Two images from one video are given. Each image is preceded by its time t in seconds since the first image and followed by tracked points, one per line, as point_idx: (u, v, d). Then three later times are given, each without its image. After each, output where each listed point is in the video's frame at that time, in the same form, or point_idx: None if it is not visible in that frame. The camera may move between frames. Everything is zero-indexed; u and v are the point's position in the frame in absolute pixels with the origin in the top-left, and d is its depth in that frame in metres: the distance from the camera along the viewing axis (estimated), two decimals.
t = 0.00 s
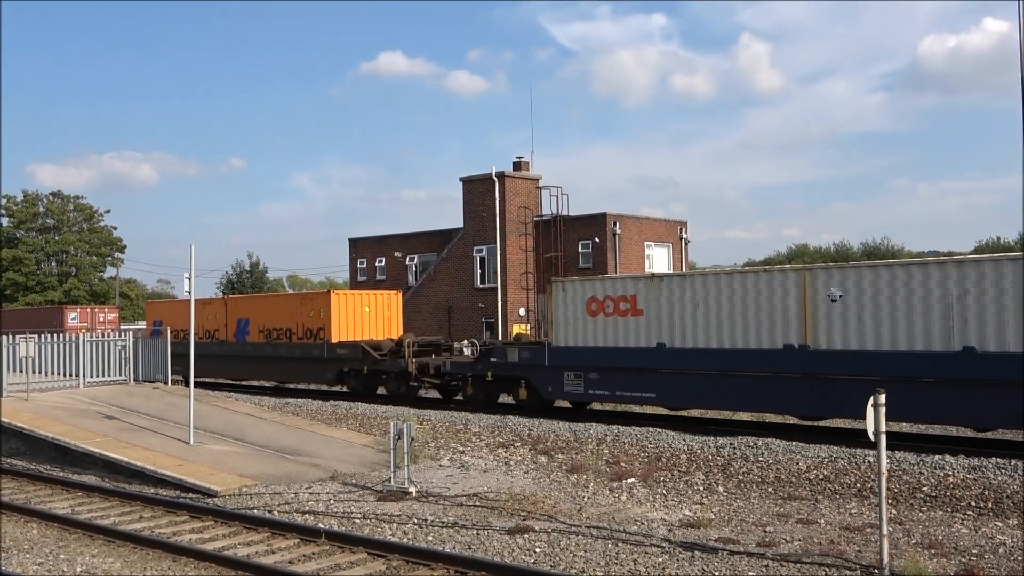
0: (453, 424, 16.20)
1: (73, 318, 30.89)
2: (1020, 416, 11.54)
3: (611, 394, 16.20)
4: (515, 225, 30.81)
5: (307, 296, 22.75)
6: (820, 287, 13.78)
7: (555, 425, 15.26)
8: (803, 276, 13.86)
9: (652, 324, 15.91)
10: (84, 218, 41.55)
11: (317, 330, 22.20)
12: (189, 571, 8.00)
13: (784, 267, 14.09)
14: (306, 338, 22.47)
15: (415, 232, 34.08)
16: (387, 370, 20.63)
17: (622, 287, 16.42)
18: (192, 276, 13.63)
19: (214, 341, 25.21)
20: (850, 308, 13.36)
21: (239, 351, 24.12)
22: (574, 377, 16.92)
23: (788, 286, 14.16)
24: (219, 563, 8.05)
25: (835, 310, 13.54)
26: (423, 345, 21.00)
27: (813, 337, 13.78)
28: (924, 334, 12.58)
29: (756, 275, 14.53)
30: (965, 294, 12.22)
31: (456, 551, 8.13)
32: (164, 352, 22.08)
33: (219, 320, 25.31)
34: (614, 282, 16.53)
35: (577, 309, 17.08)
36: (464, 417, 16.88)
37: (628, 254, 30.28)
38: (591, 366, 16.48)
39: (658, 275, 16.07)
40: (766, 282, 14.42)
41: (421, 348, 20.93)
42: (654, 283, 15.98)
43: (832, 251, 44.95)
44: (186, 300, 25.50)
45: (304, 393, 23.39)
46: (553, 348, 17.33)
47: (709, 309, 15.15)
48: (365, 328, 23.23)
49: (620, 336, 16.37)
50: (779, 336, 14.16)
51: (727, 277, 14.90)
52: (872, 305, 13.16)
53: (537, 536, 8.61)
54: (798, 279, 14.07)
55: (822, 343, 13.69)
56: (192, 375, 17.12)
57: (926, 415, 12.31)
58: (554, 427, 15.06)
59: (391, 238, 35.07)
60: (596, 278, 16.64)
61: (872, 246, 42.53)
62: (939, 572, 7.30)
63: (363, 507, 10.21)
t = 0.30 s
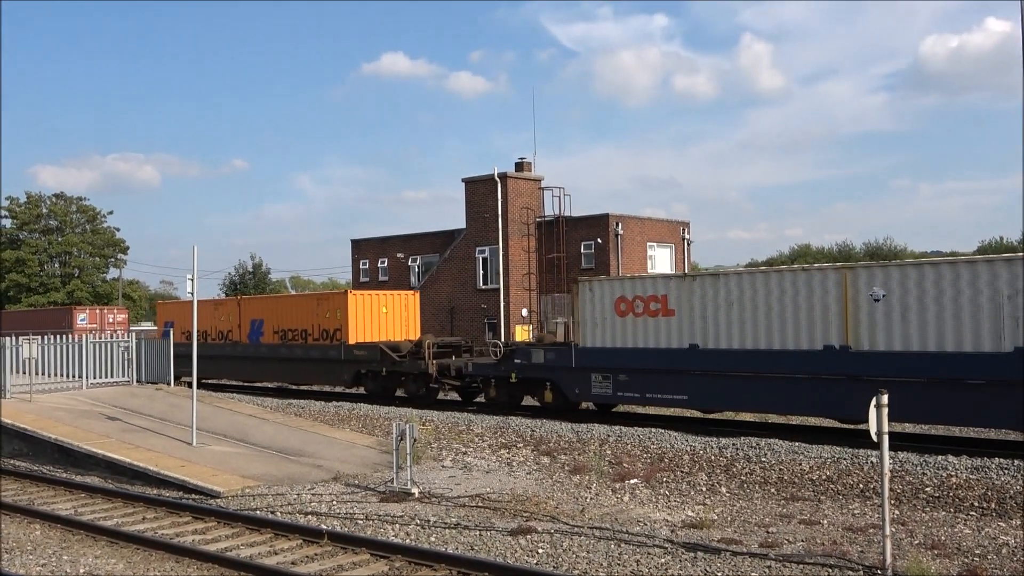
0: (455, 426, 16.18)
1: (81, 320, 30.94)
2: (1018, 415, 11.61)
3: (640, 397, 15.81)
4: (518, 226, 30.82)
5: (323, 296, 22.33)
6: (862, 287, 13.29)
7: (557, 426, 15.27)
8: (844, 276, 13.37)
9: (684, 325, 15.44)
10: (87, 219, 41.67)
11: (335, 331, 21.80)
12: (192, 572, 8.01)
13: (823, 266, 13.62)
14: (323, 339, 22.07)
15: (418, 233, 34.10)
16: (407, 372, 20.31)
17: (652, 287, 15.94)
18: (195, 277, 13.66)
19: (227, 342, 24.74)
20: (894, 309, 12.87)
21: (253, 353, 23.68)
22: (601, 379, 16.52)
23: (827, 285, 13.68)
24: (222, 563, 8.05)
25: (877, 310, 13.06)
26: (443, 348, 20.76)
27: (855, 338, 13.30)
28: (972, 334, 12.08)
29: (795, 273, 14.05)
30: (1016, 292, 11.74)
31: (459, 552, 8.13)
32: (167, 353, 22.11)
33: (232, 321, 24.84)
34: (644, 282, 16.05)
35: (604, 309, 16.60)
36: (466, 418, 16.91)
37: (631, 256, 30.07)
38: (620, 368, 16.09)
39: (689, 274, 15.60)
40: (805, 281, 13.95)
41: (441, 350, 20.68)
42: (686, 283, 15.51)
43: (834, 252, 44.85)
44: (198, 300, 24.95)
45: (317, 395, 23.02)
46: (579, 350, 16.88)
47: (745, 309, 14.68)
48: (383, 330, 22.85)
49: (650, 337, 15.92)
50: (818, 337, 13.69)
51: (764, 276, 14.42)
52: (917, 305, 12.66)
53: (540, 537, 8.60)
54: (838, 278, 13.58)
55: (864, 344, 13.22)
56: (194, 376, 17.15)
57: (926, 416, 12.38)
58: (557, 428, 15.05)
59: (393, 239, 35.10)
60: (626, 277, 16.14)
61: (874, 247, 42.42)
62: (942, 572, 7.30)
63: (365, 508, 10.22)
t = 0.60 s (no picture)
0: (457, 426, 16.17)
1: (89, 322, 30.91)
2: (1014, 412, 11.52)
3: (667, 399, 15.39)
4: (520, 226, 30.85)
5: (337, 296, 22.03)
6: (901, 286, 12.85)
7: (559, 426, 15.26)
8: (883, 274, 12.92)
9: (715, 325, 15.01)
10: (90, 219, 41.76)
11: (349, 331, 21.52)
12: (195, 572, 8.02)
13: (862, 264, 13.18)
14: (338, 339, 21.81)
15: (420, 233, 34.11)
16: (425, 372, 20.02)
17: (681, 286, 15.57)
18: (197, 277, 13.68)
19: (240, 343, 24.38)
20: (935, 309, 12.41)
21: (266, 353, 23.35)
22: (627, 381, 16.11)
23: (866, 285, 13.22)
24: (224, 563, 8.07)
25: (917, 310, 12.61)
26: (461, 349, 20.52)
27: (894, 339, 12.84)
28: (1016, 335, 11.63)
29: (832, 272, 13.60)
30: None
31: (460, 552, 8.13)
32: (170, 353, 22.15)
33: (244, 321, 24.46)
34: (674, 281, 15.67)
35: (632, 309, 16.18)
36: (468, 418, 16.92)
37: (633, 256, 29.97)
38: (646, 369, 15.68)
39: (720, 273, 15.19)
40: (840, 280, 13.52)
41: (459, 350, 20.44)
42: (716, 282, 15.10)
43: (836, 252, 44.76)
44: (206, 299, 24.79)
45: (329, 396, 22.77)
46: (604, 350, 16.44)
47: (779, 309, 14.24)
48: (399, 330, 22.48)
49: (677, 337, 15.51)
50: (853, 337, 13.23)
51: (799, 274, 13.99)
52: (958, 305, 12.20)
53: (541, 537, 8.61)
54: (876, 277, 13.13)
55: (902, 345, 12.76)
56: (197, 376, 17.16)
57: (923, 415, 12.28)
58: (559, 428, 15.05)
59: (395, 239, 35.11)
60: (656, 276, 15.77)
61: (877, 247, 42.33)
62: (945, 572, 7.29)
63: (367, 508, 10.24)
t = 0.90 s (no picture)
0: (459, 426, 16.17)
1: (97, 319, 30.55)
2: (1004, 416, 11.65)
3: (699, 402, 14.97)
4: (523, 226, 30.85)
5: (354, 295, 21.88)
6: (946, 287, 12.48)
7: (561, 427, 15.26)
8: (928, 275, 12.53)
9: (749, 326, 14.58)
10: (92, 217, 41.81)
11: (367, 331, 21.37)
12: (196, 571, 8.02)
13: (907, 265, 12.79)
14: (354, 339, 21.67)
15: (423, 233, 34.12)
16: (445, 372, 19.78)
17: (713, 286, 15.14)
18: (200, 276, 13.70)
19: (253, 342, 24.28)
20: (984, 310, 12.06)
21: (280, 352, 23.23)
22: (657, 384, 15.68)
23: (909, 286, 12.83)
24: (226, 562, 8.07)
25: (965, 311, 12.26)
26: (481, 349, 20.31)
27: (939, 341, 12.48)
28: None
29: (873, 272, 13.20)
30: None
31: (462, 552, 8.13)
32: (172, 352, 22.18)
33: (257, 320, 24.36)
34: (706, 281, 15.23)
35: (661, 308, 15.75)
36: (470, 418, 16.92)
37: (636, 257, 29.96)
38: (677, 372, 15.24)
39: (754, 274, 14.77)
40: (882, 281, 13.14)
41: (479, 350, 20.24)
42: (750, 282, 14.67)
43: (839, 255, 44.71)
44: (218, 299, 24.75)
45: (343, 397, 22.57)
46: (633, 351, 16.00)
47: (817, 310, 13.83)
48: (416, 329, 22.41)
49: (710, 339, 15.05)
50: (897, 340, 12.85)
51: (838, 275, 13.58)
52: (1007, 307, 11.88)
53: (542, 537, 8.62)
54: (920, 278, 12.77)
55: (948, 348, 12.40)
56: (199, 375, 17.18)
57: (913, 417, 12.51)
58: (561, 429, 15.05)
59: (397, 239, 35.12)
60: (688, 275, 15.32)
61: (880, 250, 42.28)
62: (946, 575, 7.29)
63: (369, 507, 10.24)
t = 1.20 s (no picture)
0: (460, 426, 16.15)
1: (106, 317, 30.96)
2: (1005, 419, 11.69)
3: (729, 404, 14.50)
4: (524, 226, 30.83)
5: (369, 294, 21.80)
6: (989, 287, 12.06)
7: (561, 426, 15.27)
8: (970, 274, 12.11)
9: (780, 328, 14.16)
10: (94, 216, 41.87)
11: (384, 331, 21.31)
12: (197, 570, 8.01)
13: (947, 263, 12.35)
14: (369, 339, 21.61)
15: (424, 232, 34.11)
16: (462, 373, 19.58)
17: (742, 285, 14.70)
18: (201, 274, 13.68)
19: (264, 341, 24.26)
20: None
21: (292, 352, 23.19)
22: (683, 385, 15.23)
23: (950, 285, 12.39)
24: (226, 561, 8.07)
25: (1009, 311, 11.84)
26: (500, 349, 20.08)
27: (980, 342, 12.06)
28: None
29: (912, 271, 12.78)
30: None
31: (462, 552, 8.14)
32: (173, 351, 22.20)
33: (269, 319, 24.34)
34: (734, 279, 14.79)
35: (688, 309, 15.32)
36: (471, 418, 16.90)
37: (638, 256, 29.94)
38: (705, 373, 14.80)
39: (786, 273, 14.34)
40: (921, 280, 12.71)
41: (498, 350, 20.03)
42: (782, 282, 14.24)
43: (841, 255, 44.62)
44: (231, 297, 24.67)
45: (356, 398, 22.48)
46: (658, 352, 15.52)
47: (851, 310, 13.40)
48: (432, 329, 22.32)
49: (739, 340, 14.61)
50: (937, 340, 12.43)
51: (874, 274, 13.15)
52: None
53: (543, 537, 8.61)
54: (961, 277, 12.33)
55: (990, 349, 11.98)
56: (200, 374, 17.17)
57: (911, 417, 12.49)
58: (562, 429, 15.04)
59: (399, 238, 35.10)
60: (715, 274, 14.91)
61: (881, 250, 42.18)
62: None
63: (369, 507, 10.24)
